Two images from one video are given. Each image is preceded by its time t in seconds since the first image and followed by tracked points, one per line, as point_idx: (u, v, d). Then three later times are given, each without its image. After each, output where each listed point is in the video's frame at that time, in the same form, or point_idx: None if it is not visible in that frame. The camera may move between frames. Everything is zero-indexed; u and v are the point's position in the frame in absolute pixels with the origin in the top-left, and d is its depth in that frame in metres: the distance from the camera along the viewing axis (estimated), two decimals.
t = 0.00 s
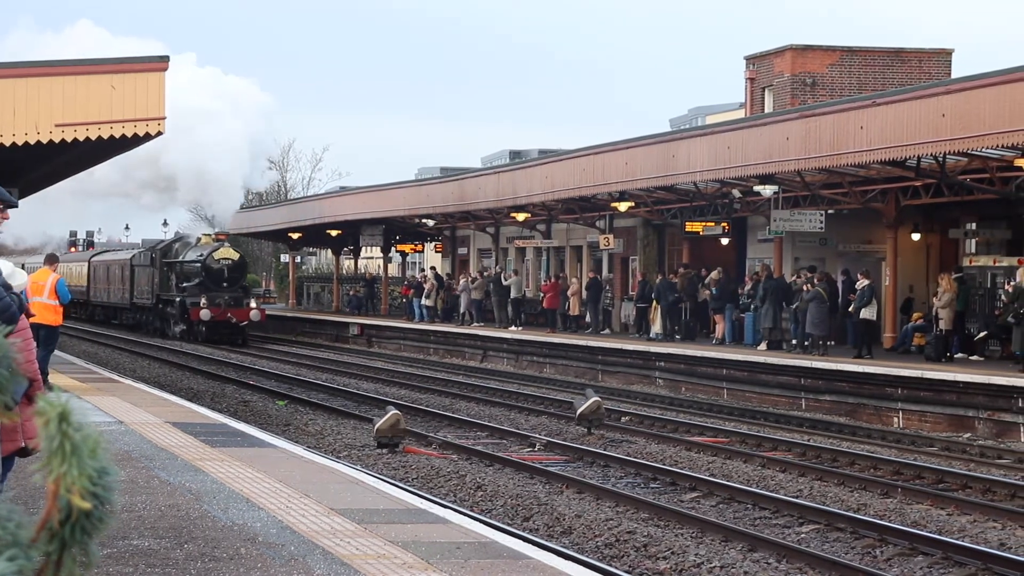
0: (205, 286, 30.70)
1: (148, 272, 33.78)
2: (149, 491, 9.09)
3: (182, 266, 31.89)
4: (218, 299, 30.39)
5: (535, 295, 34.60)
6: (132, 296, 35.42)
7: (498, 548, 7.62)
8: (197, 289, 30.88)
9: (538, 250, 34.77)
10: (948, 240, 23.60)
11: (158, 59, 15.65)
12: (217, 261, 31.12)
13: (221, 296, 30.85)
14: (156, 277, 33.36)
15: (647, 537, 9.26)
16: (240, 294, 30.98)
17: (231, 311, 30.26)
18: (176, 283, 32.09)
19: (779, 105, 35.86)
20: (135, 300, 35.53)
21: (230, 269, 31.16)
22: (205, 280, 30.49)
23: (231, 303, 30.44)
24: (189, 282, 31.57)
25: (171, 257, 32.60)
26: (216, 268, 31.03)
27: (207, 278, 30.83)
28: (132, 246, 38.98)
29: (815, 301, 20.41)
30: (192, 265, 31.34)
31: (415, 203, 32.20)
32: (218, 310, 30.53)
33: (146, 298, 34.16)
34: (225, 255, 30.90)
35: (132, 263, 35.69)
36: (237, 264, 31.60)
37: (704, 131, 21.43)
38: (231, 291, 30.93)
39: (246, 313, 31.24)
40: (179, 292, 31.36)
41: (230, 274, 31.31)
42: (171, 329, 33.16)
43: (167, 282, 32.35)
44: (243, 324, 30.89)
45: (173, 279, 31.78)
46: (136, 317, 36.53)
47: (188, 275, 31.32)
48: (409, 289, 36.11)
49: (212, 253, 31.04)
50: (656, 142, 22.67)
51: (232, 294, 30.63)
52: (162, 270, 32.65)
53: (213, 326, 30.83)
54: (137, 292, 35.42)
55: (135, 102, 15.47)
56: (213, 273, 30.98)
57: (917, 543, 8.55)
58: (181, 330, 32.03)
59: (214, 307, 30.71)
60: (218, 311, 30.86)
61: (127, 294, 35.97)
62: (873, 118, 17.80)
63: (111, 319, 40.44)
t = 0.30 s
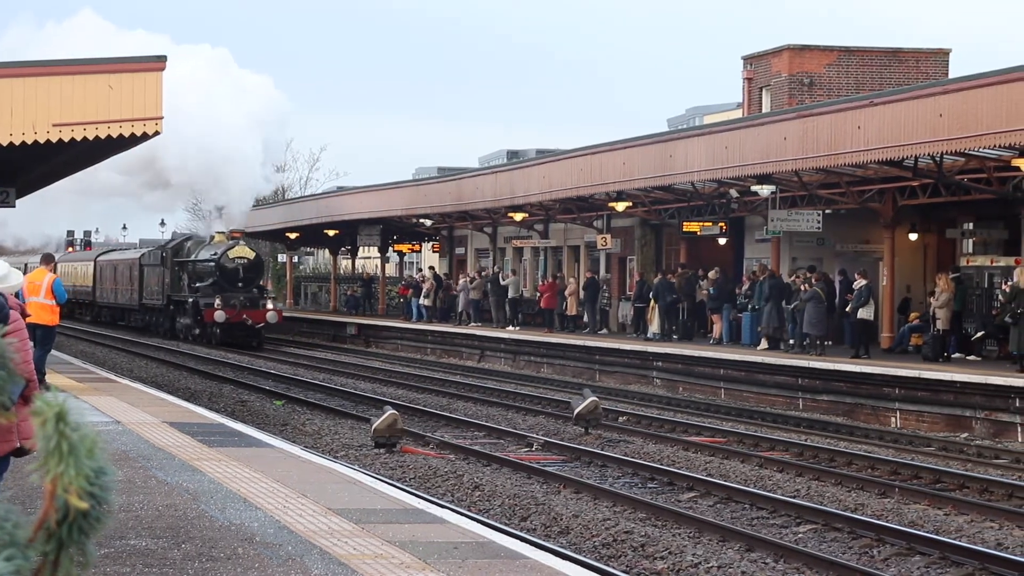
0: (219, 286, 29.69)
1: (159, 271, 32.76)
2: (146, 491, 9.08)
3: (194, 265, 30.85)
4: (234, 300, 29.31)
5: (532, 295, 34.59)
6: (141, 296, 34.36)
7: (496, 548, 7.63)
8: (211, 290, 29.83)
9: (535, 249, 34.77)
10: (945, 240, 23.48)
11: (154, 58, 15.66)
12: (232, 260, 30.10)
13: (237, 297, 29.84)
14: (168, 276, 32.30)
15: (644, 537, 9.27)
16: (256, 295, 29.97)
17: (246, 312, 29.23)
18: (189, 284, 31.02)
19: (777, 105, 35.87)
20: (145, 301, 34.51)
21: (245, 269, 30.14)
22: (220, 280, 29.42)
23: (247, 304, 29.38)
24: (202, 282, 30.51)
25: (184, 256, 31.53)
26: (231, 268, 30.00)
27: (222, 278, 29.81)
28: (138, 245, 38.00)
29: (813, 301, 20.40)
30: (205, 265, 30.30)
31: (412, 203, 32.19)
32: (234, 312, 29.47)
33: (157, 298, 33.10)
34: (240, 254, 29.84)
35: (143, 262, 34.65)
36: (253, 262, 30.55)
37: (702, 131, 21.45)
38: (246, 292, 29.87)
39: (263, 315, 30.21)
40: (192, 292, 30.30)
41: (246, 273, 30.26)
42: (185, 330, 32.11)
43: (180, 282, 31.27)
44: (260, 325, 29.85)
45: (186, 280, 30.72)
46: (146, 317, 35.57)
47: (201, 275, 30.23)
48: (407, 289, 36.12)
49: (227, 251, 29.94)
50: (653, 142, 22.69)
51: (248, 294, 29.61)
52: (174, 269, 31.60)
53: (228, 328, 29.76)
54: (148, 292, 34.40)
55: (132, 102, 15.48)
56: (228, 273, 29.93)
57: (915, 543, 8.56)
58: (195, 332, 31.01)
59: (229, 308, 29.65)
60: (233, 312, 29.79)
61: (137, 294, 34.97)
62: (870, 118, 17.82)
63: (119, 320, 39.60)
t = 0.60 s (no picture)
0: (232, 285, 28.37)
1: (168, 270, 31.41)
2: (141, 490, 9.06)
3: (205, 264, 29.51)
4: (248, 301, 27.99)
5: (527, 294, 34.60)
6: (148, 296, 33.15)
7: (490, 546, 7.63)
8: (223, 289, 28.52)
9: (530, 248, 34.78)
10: (940, 239, 23.57)
11: (149, 57, 15.61)
12: (244, 258, 28.78)
13: (250, 297, 28.51)
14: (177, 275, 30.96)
15: (639, 536, 9.27)
16: (271, 295, 28.66)
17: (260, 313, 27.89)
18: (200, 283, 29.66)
19: (772, 104, 35.92)
20: (153, 301, 33.15)
21: (259, 267, 28.81)
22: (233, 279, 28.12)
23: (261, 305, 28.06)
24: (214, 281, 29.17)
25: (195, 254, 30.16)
26: (244, 266, 28.69)
27: (235, 277, 28.50)
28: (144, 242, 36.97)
29: (808, 300, 20.42)
30: (217, 263, 28.95)
31: (407, 202, 32.18)
32: (247, 313, 28.14)
33: (166, 298, 31.74)
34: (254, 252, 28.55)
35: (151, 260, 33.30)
36: (268, 261, 29.18)
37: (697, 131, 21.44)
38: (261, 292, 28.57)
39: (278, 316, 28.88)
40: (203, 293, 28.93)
41: (260, 272, 28.92)
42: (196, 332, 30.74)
43: (190, 281, 29.86)
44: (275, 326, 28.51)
45: (196, 279, 29.34)
46: (153, 318, 34.25)
47: (213, 274, 28.85)
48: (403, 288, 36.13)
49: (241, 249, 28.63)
50: (647, 141, 22.71)
51: (262, 294, 28.31)
52: (184, 267, 30.31)
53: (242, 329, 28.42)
54: (156, 291, 33.09)
55: (127, 101, 15.46)
56: (241, 272, 28.56)
57: (910, 542, 8.57)
58: (206, 333, 29.67)
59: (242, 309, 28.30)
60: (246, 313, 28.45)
61: (144, 294, 33.74)
62: (865, 117, 17.85)
63: (123, 321, 38.63)
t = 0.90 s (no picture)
0: (240, 286, 27.07)
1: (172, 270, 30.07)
2: (128, 490, 9.04)
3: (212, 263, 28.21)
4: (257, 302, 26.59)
5: (515, 293, 34.63)
6: (150, 296, 31.84)
7: (478, 545, 7.64)
8: (231, 290, 27.20)
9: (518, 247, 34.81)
10: (927, 238, 23.58)
11: (136, 56, 15.66)
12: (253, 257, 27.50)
13: (259, 298, 27.22)
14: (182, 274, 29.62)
15: (626, 535, 9.30)
16: (282, 296, 27.39)
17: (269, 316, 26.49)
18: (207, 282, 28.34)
19: (760, 104, 36.00)
20: (155, 302, 31.78)
21: (269, 267, 27.53)
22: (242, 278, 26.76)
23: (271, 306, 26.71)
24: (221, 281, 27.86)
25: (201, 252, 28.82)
26: (252, 266, 27.43)
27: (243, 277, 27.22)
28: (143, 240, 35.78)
29: (796, 299, 20.48)
30: (223, 262, 27.64)
31: (395, 202, 32.16)
32: (257, 315, 26.72)
33: (169, 299, 30.39)
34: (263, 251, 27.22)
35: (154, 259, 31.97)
36: (278, 260, 27.86)
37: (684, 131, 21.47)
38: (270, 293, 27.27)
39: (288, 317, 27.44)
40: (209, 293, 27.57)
41: (269, 272, 27.67)
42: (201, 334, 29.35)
43: (195, 281, 28.55)
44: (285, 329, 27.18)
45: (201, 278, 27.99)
46: (154, 320, 32.92)
47: (219, 273, 27.50)
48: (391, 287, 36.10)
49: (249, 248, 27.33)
50: (635, 141, 22.76)
51: (272, 295, 27.05)
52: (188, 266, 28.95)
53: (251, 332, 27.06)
54: (157, 292, 31.74)
55: (114, 101, 15.44)
56: (250, 272, 27.25)
57: (897, 541, 8.62)
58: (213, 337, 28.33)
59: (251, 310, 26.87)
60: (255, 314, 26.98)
61: (145, 294, 32.44)
62: (853, 117, 17.92)
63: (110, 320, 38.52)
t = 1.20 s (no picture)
0: (243, 285, 25.90)
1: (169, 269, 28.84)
2: (107, 490, 9.01)
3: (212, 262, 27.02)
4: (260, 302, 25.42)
5: (496, 292, 34.66)
6: (144, 296, 30.72)
7: (458, 545, 7.66)
8: (233, 290, 26.02)
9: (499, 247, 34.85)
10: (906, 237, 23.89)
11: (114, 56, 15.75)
12: (256, 255, 26.34)
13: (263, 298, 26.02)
14: (179, 274, 28.39)
15: (607, 534, 9.33)
16: (287, 296, 26.22)
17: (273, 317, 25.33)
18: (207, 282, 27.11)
19: (739, 103, 36.13)
20: (152, 303, 30.51)
21: (273, 265, 26.36)
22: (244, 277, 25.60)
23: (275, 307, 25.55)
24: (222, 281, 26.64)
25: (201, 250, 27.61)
26: (255, 265, 26.27)
27: (246, 276, 26.05)
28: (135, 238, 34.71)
29: (777, 298, 20.57)
30: (225, 260, 26.48)
31: (375, 201, 32.12)
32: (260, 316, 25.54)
33: (168, 299, 29.13)
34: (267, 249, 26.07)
35: (150, 258, 30.70)
36: (282, 258, 26.70)
37: (664, 130, 21.53)
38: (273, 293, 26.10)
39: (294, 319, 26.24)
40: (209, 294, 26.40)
41: (273, 271, 26.49)
42: (200, 336, 28.19)
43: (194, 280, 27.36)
44: (290, 331, 26.05)
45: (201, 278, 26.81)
46: (150, 321, 31.69)
47: (220, 273, 26.33)
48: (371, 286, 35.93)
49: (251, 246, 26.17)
50: (616, 140, 22.80)
51: (277, 295, 25.87)
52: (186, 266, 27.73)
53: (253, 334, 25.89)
54: (154, 292, 30.47)
55: (93, 100, 15.41)
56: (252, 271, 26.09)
57: (875, 540, 8.69)
58: (214, 338, 27.12)
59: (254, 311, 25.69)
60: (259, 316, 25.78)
61: (139, 294, 31.28)
62: (833, 117, 18.02)
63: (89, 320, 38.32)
